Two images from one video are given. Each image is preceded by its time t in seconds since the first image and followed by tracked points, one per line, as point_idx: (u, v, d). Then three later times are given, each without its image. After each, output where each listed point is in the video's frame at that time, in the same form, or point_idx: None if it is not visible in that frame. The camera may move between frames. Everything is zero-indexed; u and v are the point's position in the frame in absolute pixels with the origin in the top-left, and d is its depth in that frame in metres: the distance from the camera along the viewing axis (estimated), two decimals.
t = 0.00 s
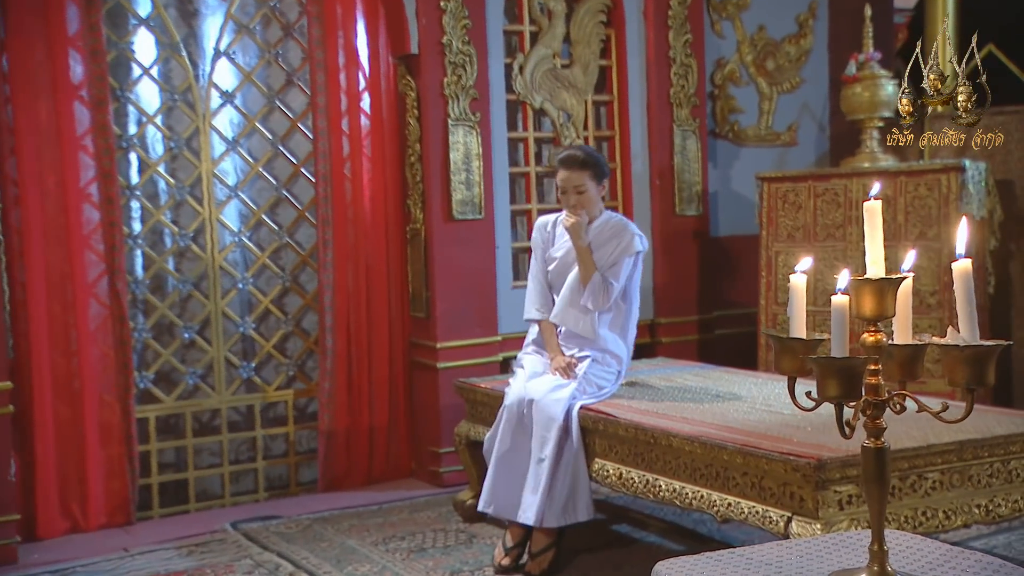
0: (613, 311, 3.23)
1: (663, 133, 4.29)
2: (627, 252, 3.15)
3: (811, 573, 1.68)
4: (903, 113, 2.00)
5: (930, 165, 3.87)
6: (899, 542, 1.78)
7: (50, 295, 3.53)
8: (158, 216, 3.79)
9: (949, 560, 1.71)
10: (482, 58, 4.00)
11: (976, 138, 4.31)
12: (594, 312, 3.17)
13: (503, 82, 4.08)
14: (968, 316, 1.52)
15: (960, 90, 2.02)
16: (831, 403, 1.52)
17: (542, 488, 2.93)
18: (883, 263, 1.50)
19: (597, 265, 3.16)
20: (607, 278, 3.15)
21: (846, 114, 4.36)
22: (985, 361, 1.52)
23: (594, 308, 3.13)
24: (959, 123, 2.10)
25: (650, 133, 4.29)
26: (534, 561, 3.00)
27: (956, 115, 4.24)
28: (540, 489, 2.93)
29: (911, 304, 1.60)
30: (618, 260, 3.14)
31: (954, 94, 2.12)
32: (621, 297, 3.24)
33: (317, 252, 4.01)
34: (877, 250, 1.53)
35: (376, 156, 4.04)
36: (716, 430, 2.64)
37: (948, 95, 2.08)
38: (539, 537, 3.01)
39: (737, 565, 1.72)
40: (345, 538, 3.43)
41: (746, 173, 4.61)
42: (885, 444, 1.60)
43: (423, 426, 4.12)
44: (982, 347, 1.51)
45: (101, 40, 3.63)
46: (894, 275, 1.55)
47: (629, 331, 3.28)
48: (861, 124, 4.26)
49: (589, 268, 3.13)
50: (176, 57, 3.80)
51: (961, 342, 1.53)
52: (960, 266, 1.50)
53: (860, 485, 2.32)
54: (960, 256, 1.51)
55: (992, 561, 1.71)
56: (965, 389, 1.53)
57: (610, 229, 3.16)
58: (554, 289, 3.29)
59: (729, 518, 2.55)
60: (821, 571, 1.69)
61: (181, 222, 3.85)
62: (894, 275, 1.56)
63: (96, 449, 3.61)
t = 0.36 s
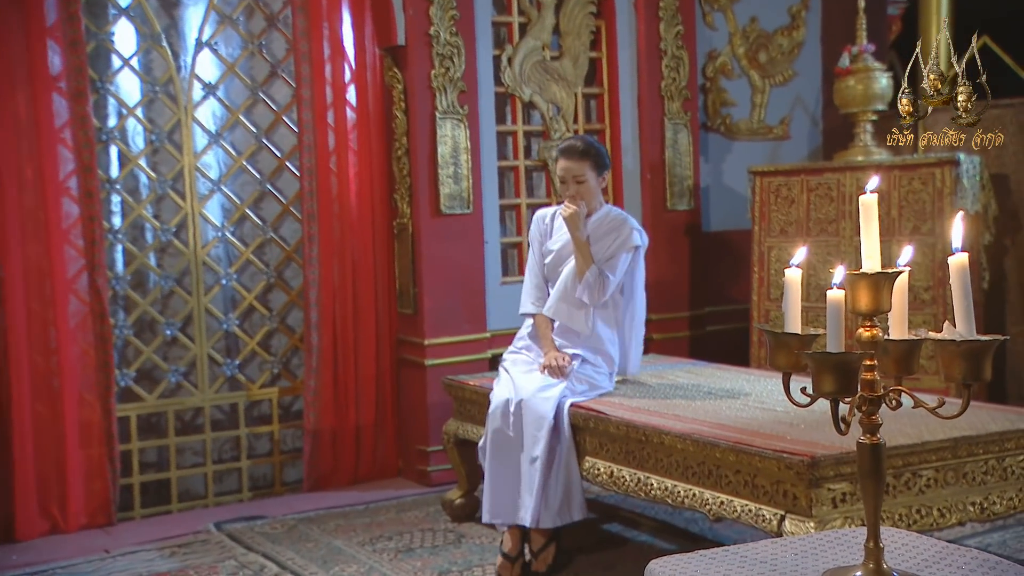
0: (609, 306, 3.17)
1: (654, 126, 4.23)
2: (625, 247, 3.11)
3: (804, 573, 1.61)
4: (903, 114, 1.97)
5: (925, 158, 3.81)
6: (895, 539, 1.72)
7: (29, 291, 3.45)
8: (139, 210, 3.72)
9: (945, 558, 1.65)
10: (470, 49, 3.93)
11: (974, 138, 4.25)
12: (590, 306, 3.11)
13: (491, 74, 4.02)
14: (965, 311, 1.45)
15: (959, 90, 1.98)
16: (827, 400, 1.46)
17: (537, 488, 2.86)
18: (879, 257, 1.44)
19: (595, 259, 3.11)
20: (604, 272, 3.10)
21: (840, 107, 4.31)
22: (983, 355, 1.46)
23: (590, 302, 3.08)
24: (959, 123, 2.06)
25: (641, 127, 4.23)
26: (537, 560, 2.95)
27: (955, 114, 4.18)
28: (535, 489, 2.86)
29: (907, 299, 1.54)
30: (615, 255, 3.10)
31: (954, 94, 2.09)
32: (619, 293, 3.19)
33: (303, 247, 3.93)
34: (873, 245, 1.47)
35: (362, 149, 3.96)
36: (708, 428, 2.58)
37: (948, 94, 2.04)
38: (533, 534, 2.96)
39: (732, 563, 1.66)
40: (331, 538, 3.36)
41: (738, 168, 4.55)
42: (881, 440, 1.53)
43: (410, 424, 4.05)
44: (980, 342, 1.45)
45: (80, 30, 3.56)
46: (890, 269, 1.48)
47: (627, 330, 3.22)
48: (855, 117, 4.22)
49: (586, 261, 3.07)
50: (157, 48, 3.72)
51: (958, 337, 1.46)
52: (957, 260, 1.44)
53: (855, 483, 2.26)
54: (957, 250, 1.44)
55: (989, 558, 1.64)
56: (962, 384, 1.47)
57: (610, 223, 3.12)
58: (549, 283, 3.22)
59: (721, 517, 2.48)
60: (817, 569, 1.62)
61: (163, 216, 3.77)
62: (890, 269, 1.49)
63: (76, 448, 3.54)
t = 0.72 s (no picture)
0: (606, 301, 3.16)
1: (651, 122, 4.21)
2: (620, 241, 3.09)
3: (801, 572, 1.59)
4: (903, 113, 1.94)
5: (923, 155, 3.79)
6: (892, 536, 1.70)
7: (21, 286, 3.43)
8: (132, 207, 3.70)
9: (942, 556, 1.63)
10: (465, 45, 3.91)
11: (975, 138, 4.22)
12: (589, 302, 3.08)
13: (487, 70, 4.00)
14: (962, 308, 1.43)
15: (960, 90, 1.95)
16: (823, 398, 1.44)
17: (547, 488, 2.84)
18: (876, 254, 1.42)
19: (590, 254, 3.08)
20: (602, 265, 3.07)
21: (838, 104, 4.29)
22: (979, 353, 1.44)
23: (590, 297, 3.05)
24: (959, 123, 2.04)
25: (638, 124, 4.21)
26: (533, 553, 2.98)
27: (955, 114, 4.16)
28: (545, 488, 2.84)
29: (904, 296, 1.52)
30: (611, 249, 3.07)
31: (954, 94, 2.07)
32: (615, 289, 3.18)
33: (298, 245, 3.91)
34: (869, 243, 1.44)
35: (358, 145, 3.94)
36: (706, 426, 2.56)
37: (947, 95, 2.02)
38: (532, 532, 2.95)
39: (728, 562, 1.64)
40: (326, 537, 3.34)
41: (735, 165, 4.53)
42: (878, 438, 1.51)
43: (405, 423, 4.03)
44: (976, 339, 1.43)
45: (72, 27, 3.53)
46: (886, 266, 1.46)
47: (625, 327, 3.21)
48: (852, 114, 4.20)
49: (581, 257, 3.05)
50: (150, 44, 3.70)
51: (955, 334, 1.44)
52: (954, 257, 1.41)
53: (853, 481, 2.24)
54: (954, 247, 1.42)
55: (986, 556, 1.62)
56: (958, 382, 1.45)
57: (601, 218, 3.10)
58: (544, 283, 3.19)
59: (719, 516, 2.46)
60: (814, 566, 1.61)
61: (156, 213, 3.75)
62: (886, 266, 1.47)
63: (69, 448, 3.52)
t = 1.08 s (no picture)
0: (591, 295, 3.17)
1: (651, 120, 4.21)
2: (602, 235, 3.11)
3: (800, 570, 1.59)
4: (903, 113, 1.94)
5: (923, 153, 3.79)
6: (892, 534, 1.70)
7: (20, 283, 3.43)
8: (132, 205, 3.69)
9: (942, 553, 1.64)
10: (465, 43, 3.91)
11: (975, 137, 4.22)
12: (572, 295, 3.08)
13: (487, 68, 4.00)
14: (963, 306, 1.43)
15: (960, 90, 1.96)
16: (823, 396, 1.44)
17: (541, 487, 2.84)
18: (876, 252, 1.42)
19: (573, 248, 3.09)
20: (583, 258, 3.07)
21: (838, 102, 4.29)
22: (979, 351, 1.44)
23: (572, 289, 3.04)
24: (959, 123, 2.04)
25: (637, 122, 4.21)
26: (536, 556, 2.95)
27: (955, 114, 4.16)
28: (539, 487, 2.84)
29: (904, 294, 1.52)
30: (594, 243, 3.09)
31: (954, 95, 2.08)
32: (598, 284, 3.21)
33: (298, 242, 3.91)
34: (870, 240, 1.44)
35: (357, 143, 3.94)
36: (705, 423, 2.56)
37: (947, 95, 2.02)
38: (534, 532, 2.95)
39: (728, 559, 1.64)
40: (326, 535, 3.34)
41: (735, 163, 4.53)
42: (879, 435, 1.51)
43: (405, 420, 4.03)
44: (976, 337, 1.43)
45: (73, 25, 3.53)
46: (885, 264, 1.46)
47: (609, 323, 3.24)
48: (852, 112, 4.20)
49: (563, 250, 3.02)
50: (150, 41, 3.70)
51: (955, 332, 1.45)
52: (954, 255, 1.41)
53: (852, 479, 2.24)
54: (954, 245, 1.42)
55: (986, 554, 1.62)
56: (958, 380, 1.45)
57: (584, 213, 3.11)
58: (529, 279, 3.19)
59: (718, 513, 2.47)
60: (815, 564, 1.61)
61: (156, 211, 3.75)
62: (886, 263, 1.47)
63: (68, 445, 3.52)
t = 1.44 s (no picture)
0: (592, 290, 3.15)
1: (652, 117, 4.21)
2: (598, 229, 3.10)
3: (801, 565, 1.59)
4: (903, 113, 1.97)
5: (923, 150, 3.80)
6: (892, 529, 1.71)
7: (21, 279, 3.43)
8: (133, 202, 3.70)
9: (943, 549, 1.64)
10: (467, 40, 3.91)
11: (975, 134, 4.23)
12: (572, 288, 3.08)
13: (488, 65, 4.00)
14: (963, 301, 1.43)
15: (960, 89, 2.00)
16: (824, 391, 1.44)
17: (543, 482, 2.84)
18: (877, 248, 1.42)
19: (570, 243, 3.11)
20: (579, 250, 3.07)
21: (838, 98, 4.29)
22: (980, 346, 1.44)
23: (572, 283, 3.04)
24: (959, 122, 2.10)
25: (638, 118, 4.21)
26: (538, 552, 2.95)
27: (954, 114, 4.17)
28: (540, 483, 2.84)
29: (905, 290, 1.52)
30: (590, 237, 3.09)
31: (954, 94, 2.10)
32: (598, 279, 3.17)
33: (299, 239, 3.91)
34: (870, 236, 1.45)
35: (358, 139, 3.95)
36: (706, 420, 2.57)
37: (949, 94, 2.06)
38: (536, 528, 2.95)
39: (729, 555, 1.65)
40: (327, 531, 3.35)
41: (736, 159, 4.53)
42: (880, 431, 1.52)
43: (406, 417, 4.04)
44: (977, 333, 1.43)
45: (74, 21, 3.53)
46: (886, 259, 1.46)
47: (612, 317, 3.21)
48: (853, 108, 4.20)
49: (559, 247, 3.03)
50: (151, 38, 3.70)
51: (956, 328, 1.45)
52: (955, 251, 1.42)
53: (853, 475, 2.24)
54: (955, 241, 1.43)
55: (987, 549, 1.63)
56: (959, 376, 1.45)
57: (579, 208, 3.13)
58: (527, 277, 3.19)
59: (719, 510, 2.47)
60: (816, 560, 1.61)
61: (157, 208, 3.75)
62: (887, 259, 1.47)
63: (70, 441, 3.52)
